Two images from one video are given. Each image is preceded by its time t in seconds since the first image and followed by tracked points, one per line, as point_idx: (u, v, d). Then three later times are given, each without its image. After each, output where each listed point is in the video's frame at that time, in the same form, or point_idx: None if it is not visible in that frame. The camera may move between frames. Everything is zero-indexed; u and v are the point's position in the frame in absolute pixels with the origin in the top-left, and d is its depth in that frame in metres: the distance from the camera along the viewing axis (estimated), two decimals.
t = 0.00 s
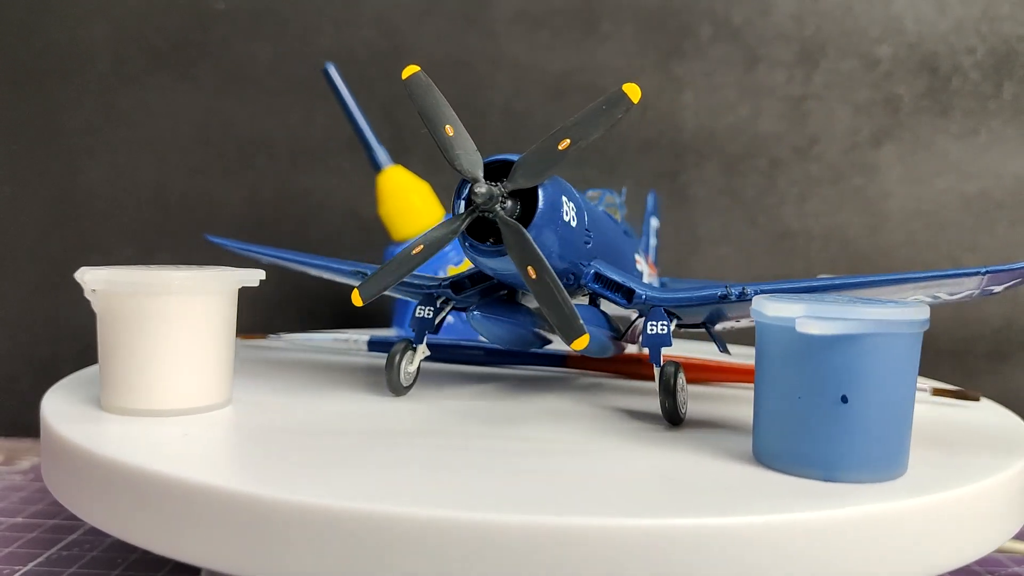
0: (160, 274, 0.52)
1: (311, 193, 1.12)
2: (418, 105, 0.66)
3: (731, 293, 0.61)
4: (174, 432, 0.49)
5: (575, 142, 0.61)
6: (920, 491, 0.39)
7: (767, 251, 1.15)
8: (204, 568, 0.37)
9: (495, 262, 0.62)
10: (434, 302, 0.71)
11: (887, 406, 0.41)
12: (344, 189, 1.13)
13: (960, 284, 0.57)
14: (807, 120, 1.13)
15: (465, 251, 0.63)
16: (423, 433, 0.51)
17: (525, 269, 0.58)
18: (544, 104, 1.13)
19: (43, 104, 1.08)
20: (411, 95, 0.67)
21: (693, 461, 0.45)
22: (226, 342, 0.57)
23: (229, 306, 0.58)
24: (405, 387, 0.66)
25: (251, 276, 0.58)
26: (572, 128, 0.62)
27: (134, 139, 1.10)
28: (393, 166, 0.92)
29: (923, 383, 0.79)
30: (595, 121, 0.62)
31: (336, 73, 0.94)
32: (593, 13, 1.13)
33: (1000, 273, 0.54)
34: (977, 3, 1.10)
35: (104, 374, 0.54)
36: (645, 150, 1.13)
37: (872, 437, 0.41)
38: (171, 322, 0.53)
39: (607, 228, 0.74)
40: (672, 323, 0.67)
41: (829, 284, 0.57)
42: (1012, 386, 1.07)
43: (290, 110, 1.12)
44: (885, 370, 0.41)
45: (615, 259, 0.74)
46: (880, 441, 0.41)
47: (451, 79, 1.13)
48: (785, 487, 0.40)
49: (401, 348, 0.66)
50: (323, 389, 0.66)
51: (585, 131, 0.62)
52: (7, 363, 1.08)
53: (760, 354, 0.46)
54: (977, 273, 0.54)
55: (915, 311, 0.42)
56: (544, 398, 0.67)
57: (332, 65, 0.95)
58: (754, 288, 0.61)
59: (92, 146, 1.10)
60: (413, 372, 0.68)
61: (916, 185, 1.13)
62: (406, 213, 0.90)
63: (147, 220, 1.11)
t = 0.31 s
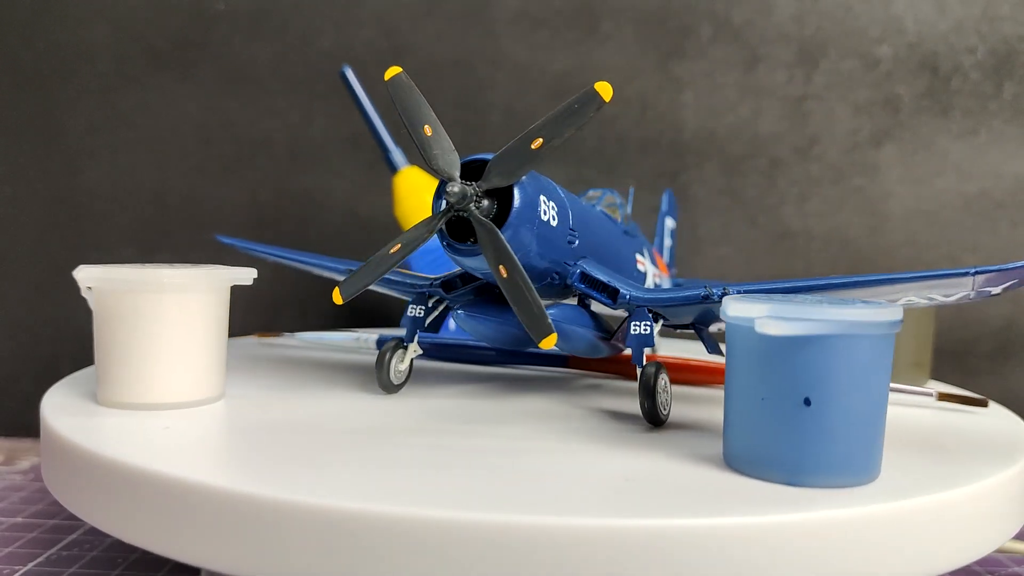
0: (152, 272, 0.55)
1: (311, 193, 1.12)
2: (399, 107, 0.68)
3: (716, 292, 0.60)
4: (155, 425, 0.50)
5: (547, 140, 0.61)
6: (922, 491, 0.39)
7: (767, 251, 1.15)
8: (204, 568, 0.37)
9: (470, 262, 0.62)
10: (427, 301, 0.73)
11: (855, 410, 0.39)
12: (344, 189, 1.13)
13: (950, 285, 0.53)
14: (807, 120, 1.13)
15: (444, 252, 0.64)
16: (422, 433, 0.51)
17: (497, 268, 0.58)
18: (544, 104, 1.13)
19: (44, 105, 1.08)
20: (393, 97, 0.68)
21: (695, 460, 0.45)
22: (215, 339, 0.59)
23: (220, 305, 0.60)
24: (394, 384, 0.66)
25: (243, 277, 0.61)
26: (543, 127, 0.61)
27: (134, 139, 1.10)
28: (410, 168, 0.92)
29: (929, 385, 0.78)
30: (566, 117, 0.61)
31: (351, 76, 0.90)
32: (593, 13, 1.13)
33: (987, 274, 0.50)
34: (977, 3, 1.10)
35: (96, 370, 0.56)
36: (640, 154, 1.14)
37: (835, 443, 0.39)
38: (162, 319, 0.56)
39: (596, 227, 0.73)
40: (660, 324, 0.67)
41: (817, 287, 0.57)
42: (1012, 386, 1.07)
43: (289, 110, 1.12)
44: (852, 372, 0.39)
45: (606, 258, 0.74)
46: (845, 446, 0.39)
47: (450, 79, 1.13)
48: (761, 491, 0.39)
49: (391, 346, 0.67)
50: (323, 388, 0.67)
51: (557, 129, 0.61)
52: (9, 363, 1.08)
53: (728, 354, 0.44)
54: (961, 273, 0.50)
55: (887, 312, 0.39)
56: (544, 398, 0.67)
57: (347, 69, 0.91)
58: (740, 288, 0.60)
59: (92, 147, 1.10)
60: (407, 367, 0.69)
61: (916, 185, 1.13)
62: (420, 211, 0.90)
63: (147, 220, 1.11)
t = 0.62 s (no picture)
0: (147, 272, 0.56)
1: (311, 193, 1.12)
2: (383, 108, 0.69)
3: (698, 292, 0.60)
4: (145, 420, 0.51)
5: (522, 140, 0.61)
6: (922, 490, 0.39)
7: (767, 251, 1.15)
8: (203, 569, 0.37)
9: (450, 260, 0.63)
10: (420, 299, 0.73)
11: (821, 414, 0.39)
12: (344, 189, 1.13)
13: (939, 287, 0.53)
14: (807, 120, 1.13)
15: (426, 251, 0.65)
16: (422, 432, 0.51)
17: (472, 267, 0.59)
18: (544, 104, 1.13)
19: (43, 104, 1.08)
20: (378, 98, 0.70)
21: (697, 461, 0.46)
22: (209, 337, 0.60)
23: (214, 303, 0.61)
24: (387, 383, 0.67)
25: (236, 275, 0.62)
26: (518, 127, 0.62)
27: (134, 139, 1.10)
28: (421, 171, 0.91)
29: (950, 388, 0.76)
30: (544, 117, 0.62)
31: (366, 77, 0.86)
32: (593, 13, 1.13)
33: (974, 275, 0.49)
34: (977, 4, 1.10)
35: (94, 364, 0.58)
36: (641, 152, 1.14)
37: (799, 445, 0.39)
38: (156, 317, 0.57)
39: (588, 227, 0.73)
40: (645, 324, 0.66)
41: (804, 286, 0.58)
42: (1011, 386, 1.08)
43: (290, 110, 1.12)
44: (817, 375, 0.39)
45: (599, 258, 0.74)
46: (808, 448, 0.39)
47: (450, 79, 1.13)
48: (724, 493, 0.39)
49: (383, 342, 0.67)
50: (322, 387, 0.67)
51: (532, 129, 0.61)
52: (8, 363, 1.08)
53: (696, 354, 0.44)
54: (948, 274, 0.50)
55: (853, 313, 0.39)
56: (544, 398, 0.67)
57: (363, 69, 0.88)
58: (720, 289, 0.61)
59: (92, 146, 1.09)
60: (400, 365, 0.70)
61: (915, 185, 1.13)
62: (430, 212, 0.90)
63: (147, 220, 1.11)
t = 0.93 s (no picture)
0: (143, 270, 0.57)
1: (311, 193, 1.13)
2: (367, 109, 0.70)
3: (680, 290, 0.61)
4: (144, 417, 0.52)
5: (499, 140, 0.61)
6: (923, 491, 0.39)
7: (767, 251, 1.15)
8: (203, 569, 0.37)
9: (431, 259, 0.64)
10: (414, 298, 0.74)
11: (784, 415, 0.38)
12: (344, 188, 1.13)
13: (925, 288, 0.52)
14: (807, 120, 1.13)
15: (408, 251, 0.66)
16: (422, 432, 0.51)
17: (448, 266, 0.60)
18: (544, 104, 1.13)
19: (42, 104, 1.08)
20: (364, 99, 0.71)
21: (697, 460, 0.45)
22: (205, 334, 0.62)
23: (211, 301, 0.62)
24: (381, 381, 0.68)
25: (235, 274, 0.63)
26: (495, 126, 0.61)
27: (134, 139, 1.10)
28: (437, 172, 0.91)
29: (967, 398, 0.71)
30: (518, 117, 0.61)
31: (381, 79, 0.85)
32: (593, 13, 1.13)
33: (958, 275, 0.48)
34: (977, 3, 1.09)
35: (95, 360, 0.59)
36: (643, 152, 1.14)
37: (760, 446, 0.38)
38: (154, 314, 0.58)
39: (580, 227, 0.73)
40: (633, 324, 0.66)
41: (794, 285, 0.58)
42: (1011, 386, 1.08)
43: (290, 110, 1.12)
44: (777, 375, 0.38)
45: (593, 258, 0.74)
46: (769, 449, 0.38)
47: (450, 79, 1.13)
48: (687, 495, 0.39)
49: (376, 340, 0.68)
50: (323, 387, 0.67)
51: (509, 128, 0.61)
52: (9, 363, 1.08)
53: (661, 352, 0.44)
54: (930, 274, 0.49)
55: (816, 313, 0.38)
56: (544, 398, 0.67)
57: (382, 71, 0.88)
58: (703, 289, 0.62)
59: (91, 146, 1.09)
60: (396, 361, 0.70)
61: (915, 185, 1.13)
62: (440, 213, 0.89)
63: (147, 220, 1.11)
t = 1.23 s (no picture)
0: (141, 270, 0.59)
1: (311, 193, 1.13)
2: (353, 110, 0.70)
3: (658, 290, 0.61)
4: (142, 414, 0.52)
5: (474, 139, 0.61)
6: (924, 492, 0.39)
7: (767, 251, 1.15)
8: (202, 570, 0.37)
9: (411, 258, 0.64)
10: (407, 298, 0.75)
11: (741, 417, 0.38)
12: (344, 188, 1.13)
13: (907, 289, 0.51)
14: (808, 120, 1.13)
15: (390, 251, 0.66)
16: (422, 432, 0.51)
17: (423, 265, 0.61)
18: (544, 104, 1.13)
19: (40, 103, 1.07)
20: (351, 100, 0.71)
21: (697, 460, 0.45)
22: (204, 331, 0.63)
23: (208, 299, 0.63)
24: (374, 379, 0.68)
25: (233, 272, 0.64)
26: (470, 126, 0.61)
27: (133, 139, 1.10)
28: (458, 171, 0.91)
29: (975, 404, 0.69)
30: (492, 118, 0.61)
31: (396, 82, 0.87)
32: (594, 13, 1.13)
33: (937, 275, 0.48)
34: (978, 3, 1.09)
35: (97, 357, 0.61)
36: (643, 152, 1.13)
37: (716, 448, 0.38)
38: (153, 311, 0.59)
39: (571, 225, 0.73)
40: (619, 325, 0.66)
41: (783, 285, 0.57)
42: (1012, 386, 1.07)
43: (290, 110, 1.12)
44: (733, 376, 0.38)
45: (585, 257, 0.74)
46: (725, 451, 0.38)
47: (450, 79, 1.13)
48: (646, 496, 0.38)
49: (369, 339, 0.69)
50: (319, 386, 0.66)
51: (483, 127, 0.61)
52: (8, 363, 1.08)
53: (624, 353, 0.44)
54: (910, 274, 0.49)
55: (772, 313, 0.38)
56: (543, 398, 0.67)
57: (397, 74, 0.90)
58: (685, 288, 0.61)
59: (89, 146, 1.09)
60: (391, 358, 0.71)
61: (916, 185, 1.12)
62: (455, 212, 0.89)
63: (146, 220, 1.10)
